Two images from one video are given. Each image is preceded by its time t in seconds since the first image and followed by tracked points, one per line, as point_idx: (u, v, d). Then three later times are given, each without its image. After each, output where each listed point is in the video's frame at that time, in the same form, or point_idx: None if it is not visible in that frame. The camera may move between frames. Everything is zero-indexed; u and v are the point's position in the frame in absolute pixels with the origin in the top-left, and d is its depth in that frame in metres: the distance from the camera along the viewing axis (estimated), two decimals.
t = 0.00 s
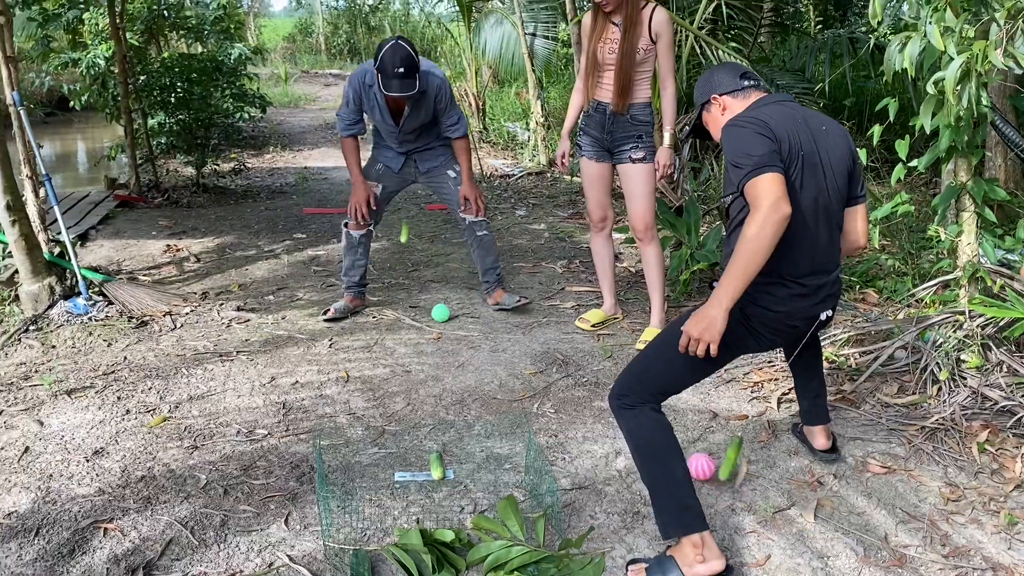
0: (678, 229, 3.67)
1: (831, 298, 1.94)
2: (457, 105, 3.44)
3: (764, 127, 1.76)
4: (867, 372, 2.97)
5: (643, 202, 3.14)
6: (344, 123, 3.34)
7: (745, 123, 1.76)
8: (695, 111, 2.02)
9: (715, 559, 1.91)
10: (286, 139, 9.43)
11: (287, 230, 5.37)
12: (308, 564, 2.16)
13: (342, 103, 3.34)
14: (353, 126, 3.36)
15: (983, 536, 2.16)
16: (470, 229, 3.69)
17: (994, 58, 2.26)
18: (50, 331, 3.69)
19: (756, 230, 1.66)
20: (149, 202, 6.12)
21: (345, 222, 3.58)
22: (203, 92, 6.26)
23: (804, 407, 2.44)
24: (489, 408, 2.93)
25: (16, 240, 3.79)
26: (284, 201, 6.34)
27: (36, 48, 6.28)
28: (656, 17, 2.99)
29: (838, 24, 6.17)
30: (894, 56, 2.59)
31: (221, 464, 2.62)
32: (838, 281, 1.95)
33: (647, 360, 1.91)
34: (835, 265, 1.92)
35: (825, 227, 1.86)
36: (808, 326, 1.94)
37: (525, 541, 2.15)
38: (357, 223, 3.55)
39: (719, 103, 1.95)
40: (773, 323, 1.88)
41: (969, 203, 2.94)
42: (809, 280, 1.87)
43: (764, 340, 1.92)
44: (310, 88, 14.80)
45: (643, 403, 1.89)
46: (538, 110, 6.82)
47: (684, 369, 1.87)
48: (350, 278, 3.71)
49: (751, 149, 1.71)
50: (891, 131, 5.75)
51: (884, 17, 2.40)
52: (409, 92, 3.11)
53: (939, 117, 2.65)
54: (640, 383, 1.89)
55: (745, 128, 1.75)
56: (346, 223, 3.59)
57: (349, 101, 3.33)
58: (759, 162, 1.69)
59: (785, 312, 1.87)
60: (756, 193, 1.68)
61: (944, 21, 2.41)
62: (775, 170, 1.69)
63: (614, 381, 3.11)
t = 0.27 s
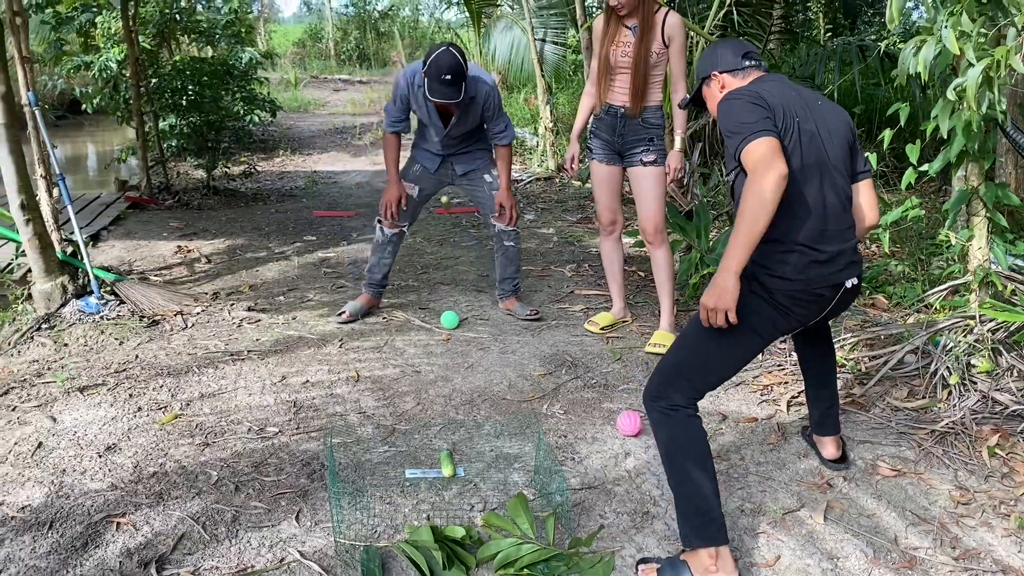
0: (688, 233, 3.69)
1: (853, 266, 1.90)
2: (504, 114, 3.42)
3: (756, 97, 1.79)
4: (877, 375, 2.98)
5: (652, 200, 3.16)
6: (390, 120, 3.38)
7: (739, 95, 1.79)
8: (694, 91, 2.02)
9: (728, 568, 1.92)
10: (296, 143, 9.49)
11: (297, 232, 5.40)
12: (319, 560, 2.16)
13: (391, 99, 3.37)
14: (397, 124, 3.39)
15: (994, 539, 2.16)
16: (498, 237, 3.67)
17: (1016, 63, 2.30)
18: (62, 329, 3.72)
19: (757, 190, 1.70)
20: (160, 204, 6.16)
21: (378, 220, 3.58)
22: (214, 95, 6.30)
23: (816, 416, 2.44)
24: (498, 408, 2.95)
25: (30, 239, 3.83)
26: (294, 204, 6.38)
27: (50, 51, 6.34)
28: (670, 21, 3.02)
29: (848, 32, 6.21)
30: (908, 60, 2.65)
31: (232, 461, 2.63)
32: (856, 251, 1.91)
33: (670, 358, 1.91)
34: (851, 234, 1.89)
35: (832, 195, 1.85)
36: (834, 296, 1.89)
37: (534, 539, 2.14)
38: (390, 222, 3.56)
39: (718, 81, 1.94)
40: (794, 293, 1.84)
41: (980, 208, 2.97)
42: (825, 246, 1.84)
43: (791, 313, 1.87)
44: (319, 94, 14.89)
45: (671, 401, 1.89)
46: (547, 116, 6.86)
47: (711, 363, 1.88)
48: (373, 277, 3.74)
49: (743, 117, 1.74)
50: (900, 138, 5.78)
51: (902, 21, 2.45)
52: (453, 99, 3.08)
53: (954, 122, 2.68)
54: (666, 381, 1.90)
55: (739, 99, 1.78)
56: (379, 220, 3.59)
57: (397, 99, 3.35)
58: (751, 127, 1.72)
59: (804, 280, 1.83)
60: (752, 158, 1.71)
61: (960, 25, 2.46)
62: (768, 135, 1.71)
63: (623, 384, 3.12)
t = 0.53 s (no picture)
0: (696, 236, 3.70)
1: (873, 224, 1.98)
2: (508, 117, 3.41)
3: (773, 66, 1.87)
4: (884, 380, 2.99)
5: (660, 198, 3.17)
6: (396, 131, 3.36)
7: (756, 64, 1.88)
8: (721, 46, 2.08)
9: (724, 540, 2.00)
10: (305, 146, 9.54)
11: (306, 234, 5.43)
12: (326, 557, 2.16)
13: (394, 110, 3.35)
14: (403, 134, 3.37)
15: (1001, 542, 2.16)
16: (506, 240, 3.66)
17: None
18: (73, 328, 3.75)
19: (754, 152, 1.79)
20: (170, 205, 6.20)
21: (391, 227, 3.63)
22: (225, 97, 6.34)
23: (824, 420, 2.44)
24: (505, 409, 2.96)
25: (42, 238, 3.86)
26: (303, 206, 6.41)
27: (62, 53, 6.42)
28: (681, 25, 3.04)
29: (857, 39, 6.24)
30: (921, 64, 2.67)
31: (240, 459, 2.65)
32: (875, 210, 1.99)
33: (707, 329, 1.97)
34: (870, 195, 1.97)
35: (847, 159, 1.94)
36: (856, 255, 1.97)
37: (541, 537, 2.14)
38: (402, 229, 3.58)
39: (749, 47, 2.01)
40: (814, 251, 1.92)
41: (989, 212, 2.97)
42: (842, 206, 1.93)
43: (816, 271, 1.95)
44: (328, 97, 14.96)
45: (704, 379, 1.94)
46: (556, 120, 6.89)
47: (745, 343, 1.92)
48: (401, 281, 3.77)
49: (756, 85, 1.83)
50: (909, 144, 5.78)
51: (914, 25, 2.46)
52: (453, 112, 3.06)
53: (966, 125, 2.69)
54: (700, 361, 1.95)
55: (756, 68, 1.87)
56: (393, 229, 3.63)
57: (400, 110, 3.33)
58: (763, 93, 1.82)
59: (823, 238, 1.92)
60: (760, 122, 1.80)
61: (973, 29, 2.48)
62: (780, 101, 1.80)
63: (630, 386, 3.13)
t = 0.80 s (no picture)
0: (705, 240, 3.70)
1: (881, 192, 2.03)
2: (500, 110, 3.39)
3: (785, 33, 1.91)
4: (893, 384, 2.99)
5: (668, 197, 3.17)
6: (390, 136, 3.36)
7: (766, 34, 1.92)
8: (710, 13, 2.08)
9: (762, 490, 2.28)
10: (314, 148, 9.58)
11: (315, 235, 5.46)
12: (334, 557, 2.17)
13: (386, 114, 3.35)
14: (399, 138, 3.37)
15: (1010, 548, 2.15)
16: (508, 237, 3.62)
17: None
18: (84, 327, 3.77)
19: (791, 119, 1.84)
20: (180, 206, 6.23)
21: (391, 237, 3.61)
22: (236, 99, 6.38)
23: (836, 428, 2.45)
24: (513, 411, 2.97)
25: (54, 238, 3.89)
26: (312, 208, 6.45)
27: (73, 55, 6.47)
28: (690, 29, 3.06)
29: (866, 43, 6.25)
30: (934, 67, 2.67)
31: (250, 459, 2.66)
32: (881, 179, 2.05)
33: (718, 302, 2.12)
34: (874, 166, 2.03)
35: (856, 128, 1.99)
36: (867, 223, 2.01)
37: (548, 539, 2.15)
38: (404, 238, 3.58)
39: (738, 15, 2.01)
40: (826, 219, 1.97)
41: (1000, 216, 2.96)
42: (853, 177, 1.98)
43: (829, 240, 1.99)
44: (337, 100, 15.01)
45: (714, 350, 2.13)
46: (564, 123, 6.91)
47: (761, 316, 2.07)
48: (406, 286, 3.77)
49: (773, 53, 1.87)
50: (920, 149, 5.77)
51: (926, 27, 2.45)
52: (446, 102, 3.06)
53: (977, 129, 2.68)
54: (715, 332, 2.11)
55: (767, 37, 1.91)
56: (394, 239, 3.64)
57: (392, 113, 3.32)
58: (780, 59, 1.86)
59: (836, 208, 1.97)
60: (782, 89, 1.85)
61: (986, 32, 2.48)
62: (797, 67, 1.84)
63: (638, 389, 3.13)
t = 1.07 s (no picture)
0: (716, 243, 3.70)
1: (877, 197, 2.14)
2: (529, 129, 3.32)
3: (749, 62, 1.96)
4: (905, 389, 2.98)
5: (678, 197, 3.17)
6: (413, 133, 3.35)
7: (734, 64, 1.97)
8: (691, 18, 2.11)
9: (778, 501, 2.28)
10: (324, 150, 9.61)
11: (326, 237, 5.48)
12: (348, 558, 2.18)
13: (414, 111, 3.35)
14: (421, 138, 3.36)
15: None
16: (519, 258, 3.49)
17: None
18: (97, 328, 3.80)
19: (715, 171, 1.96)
20: (192, 207, 6.26)
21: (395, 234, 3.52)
22: (247, 101, 6.42)
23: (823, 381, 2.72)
24: (524, 413, 2.97)
25: (68, 239, 3.91)
26: (323, 209, 6.47)
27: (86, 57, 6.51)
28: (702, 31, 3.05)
29: (878, 46, 6.24)
30: (949, 69, 2.66)
31: (263, 460, 2.67)
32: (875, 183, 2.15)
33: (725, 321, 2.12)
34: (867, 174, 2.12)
35: (844, 143, 2.08)
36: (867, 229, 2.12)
37: (561, 542, 2.14)
38: (407, 236, 3.49)
39: (717, 16, 2.07)
40: (826, 233, 2.06)
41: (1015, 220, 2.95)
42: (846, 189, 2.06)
43: (834, 250, 2.10)
44: (347, 102, 15.06)
45: (728, 365, 2.13)
46: (574, 125, 6.91)
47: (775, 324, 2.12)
48: (409, 286, 3.69)
49: (733, 92, 1.94)
50: (932, 152, 5.74)
51: (942, 27, 2.43)
52: (476, 114, 2.99)
53: (994, 131, 2.67)
54: (734, 344, 2.10)
55: (740, 68, 1.95)
56: (395, 235, 3.53)
57: (420, 112, 3.31)
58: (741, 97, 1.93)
59: (834, 222, 2.05)
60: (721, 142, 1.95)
61: (1003, 34, 2.47)
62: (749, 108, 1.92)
63: (650, 392, 3.13)
